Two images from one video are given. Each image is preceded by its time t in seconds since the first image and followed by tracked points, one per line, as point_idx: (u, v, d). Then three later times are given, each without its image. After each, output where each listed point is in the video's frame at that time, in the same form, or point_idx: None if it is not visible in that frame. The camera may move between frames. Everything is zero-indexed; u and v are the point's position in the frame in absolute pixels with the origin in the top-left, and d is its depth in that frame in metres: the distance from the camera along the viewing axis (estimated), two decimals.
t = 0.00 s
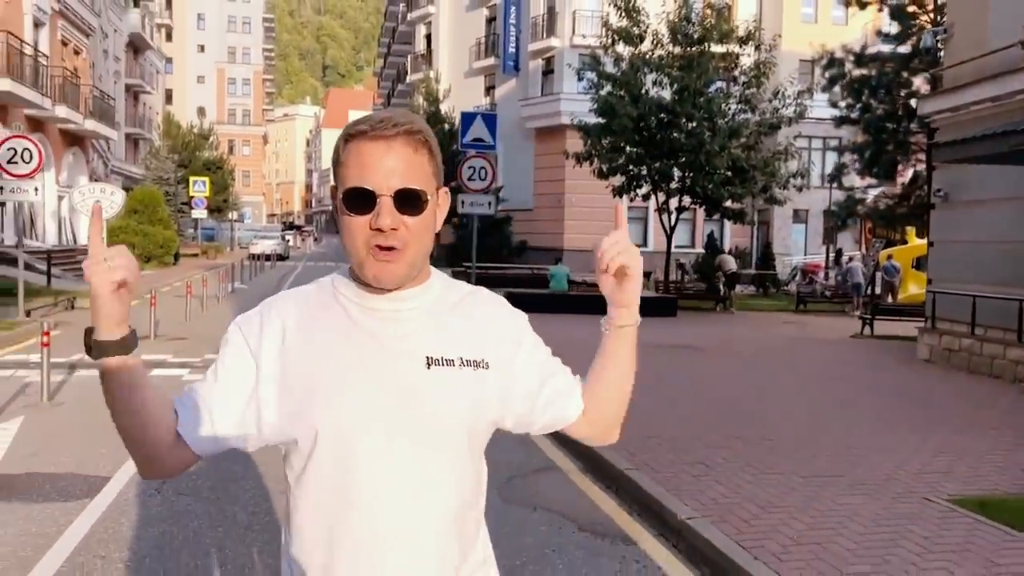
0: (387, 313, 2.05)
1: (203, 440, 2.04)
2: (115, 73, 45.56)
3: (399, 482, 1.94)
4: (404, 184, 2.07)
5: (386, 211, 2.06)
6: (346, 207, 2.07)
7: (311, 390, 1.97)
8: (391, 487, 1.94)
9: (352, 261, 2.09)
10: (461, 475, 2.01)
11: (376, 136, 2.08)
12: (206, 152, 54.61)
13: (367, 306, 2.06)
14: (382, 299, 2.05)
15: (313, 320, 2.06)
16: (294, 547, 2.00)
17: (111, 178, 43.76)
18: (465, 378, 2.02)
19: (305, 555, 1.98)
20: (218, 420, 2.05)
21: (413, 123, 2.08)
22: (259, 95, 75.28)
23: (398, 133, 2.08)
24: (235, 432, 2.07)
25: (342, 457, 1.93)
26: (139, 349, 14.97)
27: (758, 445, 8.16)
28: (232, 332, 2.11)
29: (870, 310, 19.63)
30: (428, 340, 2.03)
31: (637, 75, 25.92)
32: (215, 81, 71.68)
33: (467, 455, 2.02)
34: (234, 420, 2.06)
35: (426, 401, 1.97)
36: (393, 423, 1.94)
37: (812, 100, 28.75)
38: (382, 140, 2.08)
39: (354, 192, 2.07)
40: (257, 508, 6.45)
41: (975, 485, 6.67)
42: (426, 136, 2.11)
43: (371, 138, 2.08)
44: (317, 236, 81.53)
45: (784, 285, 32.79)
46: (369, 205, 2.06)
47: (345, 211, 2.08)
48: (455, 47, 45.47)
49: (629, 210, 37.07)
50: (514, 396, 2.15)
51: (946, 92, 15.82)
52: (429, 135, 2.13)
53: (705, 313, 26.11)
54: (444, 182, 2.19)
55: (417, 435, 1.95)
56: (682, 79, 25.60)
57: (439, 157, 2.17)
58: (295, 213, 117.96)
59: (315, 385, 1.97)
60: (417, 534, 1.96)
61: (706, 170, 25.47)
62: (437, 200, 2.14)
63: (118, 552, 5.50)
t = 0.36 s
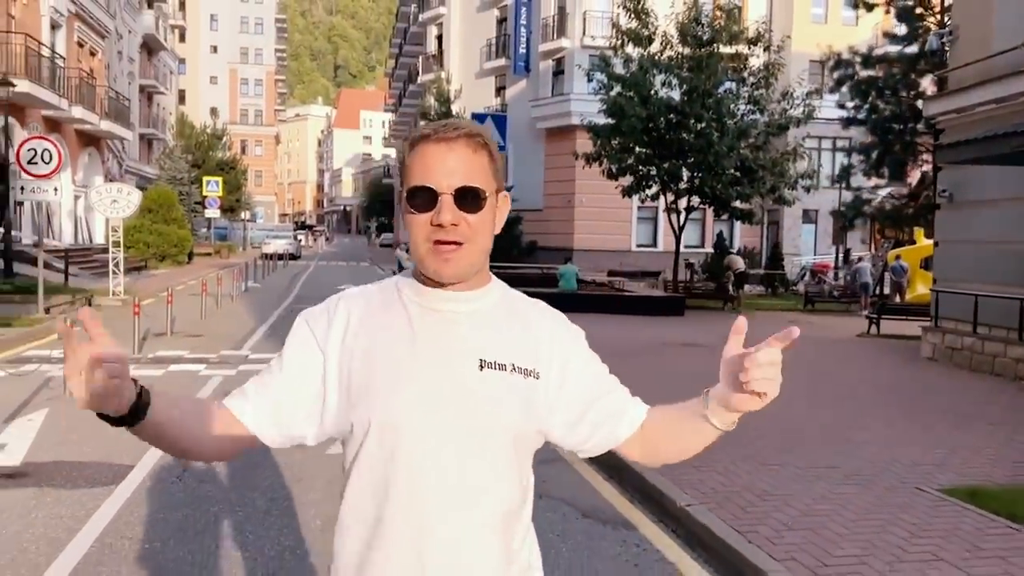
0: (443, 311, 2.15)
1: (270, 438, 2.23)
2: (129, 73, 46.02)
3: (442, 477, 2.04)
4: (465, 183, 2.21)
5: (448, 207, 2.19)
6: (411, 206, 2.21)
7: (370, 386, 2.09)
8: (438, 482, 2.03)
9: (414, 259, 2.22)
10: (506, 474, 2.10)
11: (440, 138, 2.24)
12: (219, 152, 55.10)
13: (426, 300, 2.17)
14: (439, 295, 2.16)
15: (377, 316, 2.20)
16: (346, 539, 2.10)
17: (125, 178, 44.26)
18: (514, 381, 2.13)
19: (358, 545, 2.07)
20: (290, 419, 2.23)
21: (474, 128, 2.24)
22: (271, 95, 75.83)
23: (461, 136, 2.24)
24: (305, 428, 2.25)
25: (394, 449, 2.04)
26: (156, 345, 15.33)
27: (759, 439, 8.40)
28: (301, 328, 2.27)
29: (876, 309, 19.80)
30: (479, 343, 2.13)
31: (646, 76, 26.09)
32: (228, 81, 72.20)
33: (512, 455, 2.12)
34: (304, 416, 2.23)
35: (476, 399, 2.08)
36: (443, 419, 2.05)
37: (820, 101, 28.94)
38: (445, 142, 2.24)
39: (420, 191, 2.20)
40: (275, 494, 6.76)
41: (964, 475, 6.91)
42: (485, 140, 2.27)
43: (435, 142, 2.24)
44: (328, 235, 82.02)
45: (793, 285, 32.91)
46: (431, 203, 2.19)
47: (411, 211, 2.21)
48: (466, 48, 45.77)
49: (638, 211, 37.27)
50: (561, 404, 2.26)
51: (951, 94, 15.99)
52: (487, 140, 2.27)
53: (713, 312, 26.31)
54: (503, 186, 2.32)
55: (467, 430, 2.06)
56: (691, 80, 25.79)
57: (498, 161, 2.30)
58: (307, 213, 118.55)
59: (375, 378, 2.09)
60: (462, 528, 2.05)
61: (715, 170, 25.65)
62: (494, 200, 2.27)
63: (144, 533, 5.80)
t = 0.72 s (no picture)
0: (492, 300, 2.10)
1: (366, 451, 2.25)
2: (140, 74, 46.47)
3: (498, 467, 1.98)
4: (493, 174, 2.15)
5: (480, 203, 2.13)
6: (442, 212, 2.16)
7: (426, 381, 2.06)
8: (494, 474, 1.98)
9: (461, 260, 2.18)
10: (567, 463, 2.01)
11: (453, 144, 2.19)
12: (228, 153, 55.59)
13: (477, 297, 2.12)
14: (486, 289, 2.11)
15: (437, 311, 2.16)
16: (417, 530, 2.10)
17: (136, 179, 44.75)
18: (573, 368, 2.02)
19: (429, 545, 2.06)
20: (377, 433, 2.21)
21: (484, 125, 2.18)
22: (280, 96, 76.39)
23: (468, 136, 2.18)
24: (388, 448, 2.25)
25: (451, 443, 2.00)
26: (170, 343, 15.65)
27: (758, 435, 8.63)
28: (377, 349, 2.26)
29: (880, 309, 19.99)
30: (525, 332, 2.05)
31: (653, 78, 26.29)
32: (237, 82, 72.70)
33: (573, 443, 2.02)
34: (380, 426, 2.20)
35: (529, 390, 1.99)
36: (497, 412, 1.99)
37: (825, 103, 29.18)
38: (461, 145, 2.18)
39: (449, 196, 2.15)
40: (289, 485, 7.04)
41: (952, 470, 7.15)
42: (495, 131, 2.20)
43: (448, 149, 2.19)
44: (336, 235, 82.55)
45: (798, 286, 33.10)
46: (460, 203, 2.13)
47: (444, 217, 2.16)
48: (474, 49, 46.07)
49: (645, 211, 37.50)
50: (620, 392, 2.09)
51: (953, 96, 16.17)
52: (496, 130, 2.21)
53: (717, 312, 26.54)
54: (530, 171, 2.24)
55: (523, 423, 1.98)
56: (697, 82, 25.99)
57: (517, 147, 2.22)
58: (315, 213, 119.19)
59: (430, 375, 2.05)
60: (527, 519, 1.99)
61: (720, 172, 25.86)
62: (522, 185, 2.18)
63: (164, 520, 6.07)
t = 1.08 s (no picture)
0: (464, 313, 2.23)
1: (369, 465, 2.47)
2: (145, 76, 46.71)
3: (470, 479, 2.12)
4: (461, 190, 2.29)
5: (449, 217, 2.28)
6: (413, 223, 2.32)
7: (404, 397, 2.23)
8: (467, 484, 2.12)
9: (432, 270, 2.33)
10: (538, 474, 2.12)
11: (427, 154, 2.34)
12: (232, 154, 55.87)
13: (448, 310, 2.26)
14: (457, 302, 2.24)
15: (417, 329, 2.31)
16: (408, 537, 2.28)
17: (140, 180, 45.00)
18: (540, 379, 2.11)
19: (419, 549, 2.23)
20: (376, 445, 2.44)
21: (458, 137, 2.33)
22: (284, 97, 76.66)
23: (442, 148, 2.33)
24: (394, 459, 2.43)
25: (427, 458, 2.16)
26: (175, 342, 15.90)
27: (749, 432, 8.88)
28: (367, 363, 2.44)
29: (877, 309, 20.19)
30: (495, 344, 2.16)
31: (653, 80, 26.49)
32: (241, 83, 72.99)
33: (543, 453, 2.12)
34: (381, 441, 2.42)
35: (495, 403, 2.11)
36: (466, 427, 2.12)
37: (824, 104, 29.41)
38: (434, 157, 2.34)
39: (420, 207, 2.31)
40: (294, 478, 7.30)
41: (933, 464, 7.39)
42: (471, 145, 2.35)
43: (423, 160, 2.35)
44: (340, 236, 82.75)
45: (798, 286, 33.31)
46: (431, 216, 2.29)
47: (414, 228, 2.33)
48: (477, 51, 46.30)
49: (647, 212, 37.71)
50: (591, 397, 2.15)
51: (948, 99, 16.37)
52: (473, 145, 2.34)
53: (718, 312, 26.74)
54: (501, 182, 2.38)
55: (490, 435, 2.11)
56: (697, 84, 26.23)
57: (490, 162, 2.36)
58: (320, 214, 119.44)
59: (407, 391, 2.22)
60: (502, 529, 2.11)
61: (719, 173, 26.07)
62: (491, 197, 2.32)
63: (173, 509, 6.33)
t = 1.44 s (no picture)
0: (391, 311, 2.14)
1: (274, 478, 2.25)
2: (143, 77, 46.92)
3: (404, 482, 2.02)
4: (388, 178, 2.19)
5: (373, 206, 2.18)
6: (337, 215, 2.21)
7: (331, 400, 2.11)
8: (406, 491, 2.03)
9: (355, 263, 2.23)
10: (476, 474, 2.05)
11: (352, 142, 2.23)
12: (231, 155, 56.10)
13: (374, 307, 2.16)
14: (384, 297, 2.14)
15: (343, 327, 2.19)
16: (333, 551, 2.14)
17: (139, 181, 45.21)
18: (473, 376, 2.05)
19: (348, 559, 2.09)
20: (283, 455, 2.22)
21: (385, 127, 2.23)
22: (282, 98, 76.88)
23: (369, 137, 2.23)
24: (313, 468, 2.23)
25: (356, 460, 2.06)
26: (175, 341, 16.12)
27: (735, 427, 9.10)
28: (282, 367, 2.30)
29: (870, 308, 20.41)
30: (427, 343, 2.08)
31: (647, 81, 26.72)
32: (239, 84, 73.21)
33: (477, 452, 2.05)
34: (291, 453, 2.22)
35: (427, 401, 2.04)
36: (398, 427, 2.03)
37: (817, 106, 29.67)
38: (361, 143, 2.23)
39: (345, 195, 2.20)
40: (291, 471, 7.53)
41: (909, 456, 7.65)
42: (398, 135, 2.25)
43: (348, 145, 2.23)
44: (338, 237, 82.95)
45: (793, 286, 33.54)
46: (354, 206, 2.19)
47: (338, 219, 2.22)
48: (474, 52, 46.55)
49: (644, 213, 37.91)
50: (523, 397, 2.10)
51: (936, 101, 16.62)
52: (399, 135, 2.25)
53: (713, 312, 26.94)
54: (430, 174, 2.29)
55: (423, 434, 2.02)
56: (691, 86, 26.46)
57: (418, 153, 2.27)
58: (318, 215, 119.63)
59: (331, 395, 2.12)
60: (440, 535, 2.03)
61: (713, 174, 26.32)
62: (419, 187, 2.23)
63: (173, 499, 6.54)
